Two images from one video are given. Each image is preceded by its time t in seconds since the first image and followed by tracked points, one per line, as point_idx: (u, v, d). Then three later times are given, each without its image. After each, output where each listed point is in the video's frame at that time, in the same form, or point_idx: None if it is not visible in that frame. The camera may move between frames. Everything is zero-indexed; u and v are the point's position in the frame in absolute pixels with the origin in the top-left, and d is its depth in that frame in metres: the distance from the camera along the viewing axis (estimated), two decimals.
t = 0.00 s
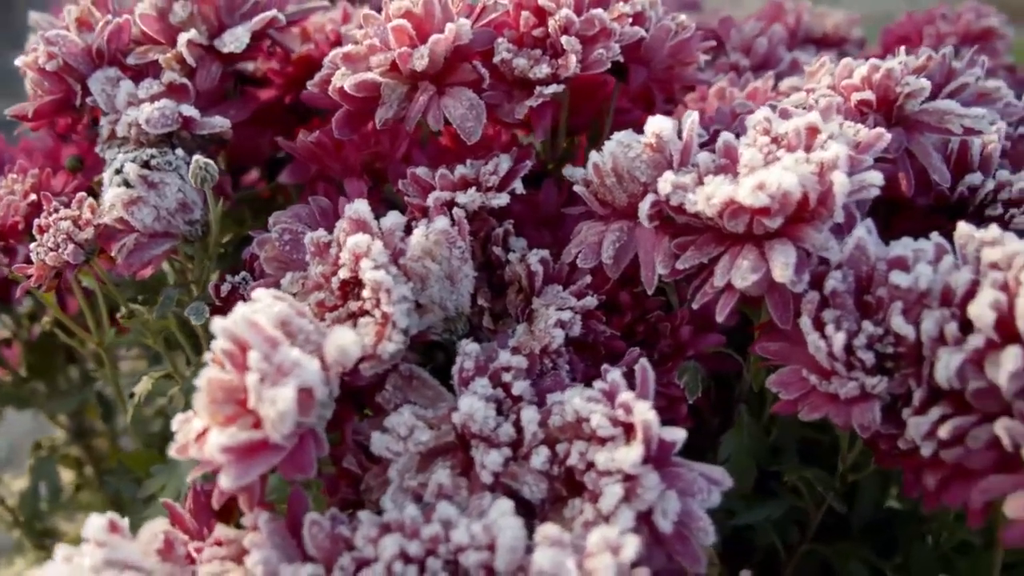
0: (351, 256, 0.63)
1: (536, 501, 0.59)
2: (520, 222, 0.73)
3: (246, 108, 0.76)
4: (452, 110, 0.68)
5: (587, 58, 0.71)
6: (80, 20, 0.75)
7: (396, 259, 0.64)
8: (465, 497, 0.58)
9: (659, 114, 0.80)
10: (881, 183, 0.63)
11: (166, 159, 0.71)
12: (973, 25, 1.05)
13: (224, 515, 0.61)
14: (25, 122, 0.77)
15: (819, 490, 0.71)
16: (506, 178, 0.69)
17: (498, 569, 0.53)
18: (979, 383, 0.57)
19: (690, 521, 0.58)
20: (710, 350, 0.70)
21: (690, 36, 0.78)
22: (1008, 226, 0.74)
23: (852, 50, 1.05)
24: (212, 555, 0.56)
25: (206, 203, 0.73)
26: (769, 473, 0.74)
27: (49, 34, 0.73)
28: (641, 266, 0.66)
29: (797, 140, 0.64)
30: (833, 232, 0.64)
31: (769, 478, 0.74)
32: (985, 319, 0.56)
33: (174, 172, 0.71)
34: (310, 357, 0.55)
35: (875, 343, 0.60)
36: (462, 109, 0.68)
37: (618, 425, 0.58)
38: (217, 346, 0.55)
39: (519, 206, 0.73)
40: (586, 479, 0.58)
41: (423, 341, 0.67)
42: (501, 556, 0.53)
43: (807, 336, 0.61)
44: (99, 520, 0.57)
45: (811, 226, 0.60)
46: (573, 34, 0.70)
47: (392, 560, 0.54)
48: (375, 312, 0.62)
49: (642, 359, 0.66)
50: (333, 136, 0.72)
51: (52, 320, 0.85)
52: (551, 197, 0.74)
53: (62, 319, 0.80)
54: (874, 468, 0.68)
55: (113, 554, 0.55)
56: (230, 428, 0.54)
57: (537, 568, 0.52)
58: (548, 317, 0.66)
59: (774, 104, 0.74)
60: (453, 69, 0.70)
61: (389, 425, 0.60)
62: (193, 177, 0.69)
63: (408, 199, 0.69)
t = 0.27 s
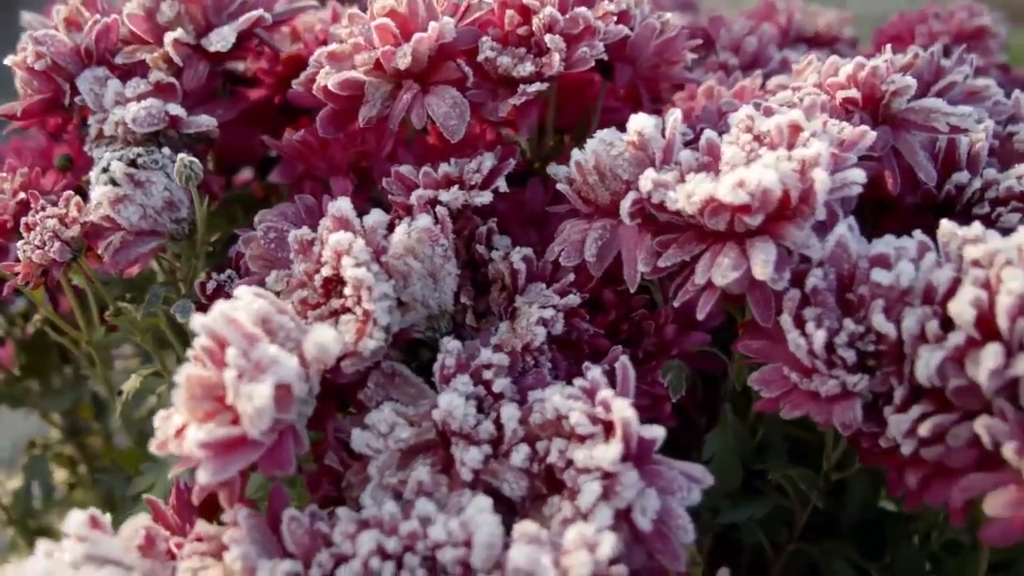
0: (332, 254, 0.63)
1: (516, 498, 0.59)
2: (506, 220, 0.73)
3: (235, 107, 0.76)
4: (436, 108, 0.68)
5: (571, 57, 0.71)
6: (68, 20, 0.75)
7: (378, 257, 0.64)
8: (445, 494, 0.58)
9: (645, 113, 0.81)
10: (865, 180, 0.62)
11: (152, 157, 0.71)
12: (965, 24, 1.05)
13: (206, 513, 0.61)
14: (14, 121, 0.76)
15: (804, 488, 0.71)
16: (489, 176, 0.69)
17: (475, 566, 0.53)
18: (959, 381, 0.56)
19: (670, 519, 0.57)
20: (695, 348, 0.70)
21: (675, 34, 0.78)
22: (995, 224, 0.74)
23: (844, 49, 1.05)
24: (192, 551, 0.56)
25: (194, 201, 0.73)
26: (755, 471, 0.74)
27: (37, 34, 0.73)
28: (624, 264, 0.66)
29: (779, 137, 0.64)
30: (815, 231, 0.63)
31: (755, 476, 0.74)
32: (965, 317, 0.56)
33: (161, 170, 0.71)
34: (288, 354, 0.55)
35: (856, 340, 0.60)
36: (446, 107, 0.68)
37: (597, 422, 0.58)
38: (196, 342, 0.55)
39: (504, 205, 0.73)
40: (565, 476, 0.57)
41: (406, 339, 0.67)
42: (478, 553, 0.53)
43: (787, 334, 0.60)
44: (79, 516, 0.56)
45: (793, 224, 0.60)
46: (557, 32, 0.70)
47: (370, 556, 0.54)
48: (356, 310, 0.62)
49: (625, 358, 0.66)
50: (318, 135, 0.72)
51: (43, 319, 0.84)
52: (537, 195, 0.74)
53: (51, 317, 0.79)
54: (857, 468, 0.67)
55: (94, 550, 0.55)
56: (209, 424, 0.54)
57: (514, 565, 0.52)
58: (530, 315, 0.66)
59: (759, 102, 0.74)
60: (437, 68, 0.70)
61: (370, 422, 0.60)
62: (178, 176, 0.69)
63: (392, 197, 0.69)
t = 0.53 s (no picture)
0: (324, 252, 0.64)
1: (506, 494, 0.60)
2: (500, 219, 0.73)
3: (230, 107, 0.77)
4: (428, 107, 0.69)
5: (562, 55, 0.71)
6: (65, 22, 0.76)
7: (370, 254, 0.65)
8: (435, 490, 0.59)
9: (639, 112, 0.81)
10: (853, 177, 0.63)
11: (147, 157, 0.71)
12: (962, 22, 1.05)
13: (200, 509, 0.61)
14: (13, 122, 0.77)
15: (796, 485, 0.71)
16: (481, 175, 0.70)
17: (463, 560, 0.53)
18: (947, 376, 0.56)
19: (658, 514, 0.58)
20: (686, 345, 0.70)
21: (667, 33, 0.78)
22: (988, 221, 0.74)
23: (841, 48, 1.05)
24: (185, 545, 0.57)
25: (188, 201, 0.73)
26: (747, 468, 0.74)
27: (35, 35, 0.74)
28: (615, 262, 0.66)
29: (769, 134, 0.64)
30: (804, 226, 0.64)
31: (747, 473, 0.74)
32: (953, 312, 0.56)
33: (156, 170, 0.71)
34: (279, 350, 0.56)
35: (845, 336, 0.60)
36: (437, 106, 0.69)
37: (586, 418, 0.58)
38: (188, 338, 0.56)
39: (496, 203, 0.73)
40: (554, 472, 0.58)
41: (398, 336, 0.67)
42: (466, 547, 0.53)
43: (776, 330, 0.61)
44: (73, 510, 0.56)
45: (782, 221, 0.60)
46: (549, 31, 0.71)
47: (359, 550, 0.54)
48: (348, 307, 0.63)
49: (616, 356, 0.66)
50: (312, 134, 0.73)
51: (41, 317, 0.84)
52: (529, 193, 0.75)
53: (50, 315, 0.80)
54: (849, 465, 0.68)
55: (87, 543, 0.55)
56: (200, 420, 0.54)
57: (502, 559, 0.53)
58: (521, 312, 0.66)
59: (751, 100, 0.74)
60: (429, 67, 0.71)
61: (361, 418, 0.61)
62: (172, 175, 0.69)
63: (385, 195, 0.70)
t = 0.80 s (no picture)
0: (314, 251, 0.65)
1: (492, 490, 0.60)
2: (490, 219, 0.74)
3: (226, 109, 0.78)
4: (418, 108, 0.70)
5: (551, 57, 0.72)
6: (63, 24, 0.77)
7: (360, 254, 0.65)
8: (421, 485, 0.60)
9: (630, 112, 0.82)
10: (837, 176, 0.63)
11: (143, 158, 0.72)
12: (957, 23, 1.06)
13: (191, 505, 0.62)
14: (12, 124, 0.78)
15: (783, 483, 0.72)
16: (470, 175, 0.71)
17: (446, 554, 0.54)
18: (928, 374, 0.57)
19: (642, 511, 0.58)
20: (675, 344, 0.71)
21: (657, 34, 0.79)
22: (976, 220, 0.74)
23: (836, 48, 1.06)
24: (175, 539, 0.58)
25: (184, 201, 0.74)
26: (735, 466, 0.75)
27: (34, 38, 0.75)
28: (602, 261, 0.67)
29: (754, 134, 0.64)
30: (788, 226, 0.64)
31: (735, 472, 0.75)
32: (933, 310, 0.56)
33: (152, 171, 0.72)
34: (266, 347, 0.56)
35: (828, 335, 0.61)
36: (427, 107, 0.69)
37: (570, 415, 0.59)
38: (179, 335, 0.57)
39: (487, 203, 0.73)
40: (538, 468, 0.58)
41: (388, 334, 0.68)
42: (449, 541, 0.54)
43: (759, 328, 0.61)
44: (65, 505, 0.57)
45: (765, 220, 0.60)
46: (539, 32, 0.71)
47: (344, 544, 0.55)
48: (337, 305, 0.63)
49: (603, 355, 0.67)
50: (304, 136, 0.73)
51: (40, 317, 0.86)
52: (520, 194, 0.75)
53: (49, 315, 0.81)
54: (835, 464, 0.68)
55: (78, 537, 0.56)
56: (189, 415, 0.55)
57: (483, 554, 0.53)
58: (509, 311, 0.67)
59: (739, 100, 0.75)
60: (420, 69, 0.71)
61: (349, 415, 0.62)
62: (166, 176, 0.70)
63: (375, 196, 0.71)
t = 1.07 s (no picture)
0: (297, 252, 0.66)
1: (469, 486, 0.61)
2: (474, 220, 0.75)
3: (215, 114, 0.79)
4: (400, 111, 0.71)
5: (533, 60, 0.73)
6: (55, 30, 0.79)
7: (342, 254, 0.67)
8: (399, 482, 0.61)
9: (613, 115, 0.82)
10: (812, 177, 0.64)
11: (133, 161, 0.73)
12: (945, 25, 1.07)
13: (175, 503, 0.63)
14: (6, 127, 0.80)
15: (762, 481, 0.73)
16: (452, 177, 0.72)
17: (421, 549, 0.55)
18: (898, 372, 0.57)
19: (616, 507, 0.59)
20: (655, 343, 0.72)
21: (639, 37, 0.80)
22: (956, 220, 0.75)
23: (824, 51, 1.06)
24: (157, 534, 0.59)
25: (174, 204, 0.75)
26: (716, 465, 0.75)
27: (26, 43, 0.77)
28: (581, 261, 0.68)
29: (730, 136, 0.65)
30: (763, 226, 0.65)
31: (716, 470, 0.76)
32: (903, 308, 0.57)
33: (141, 173, 0.73)
34: (245, 345, 0.58)
35: (801, 333, 0.61)
36: (410, 110, 0.71)
37: (545, 413, 0.60)
38: (161, 334, 0.58)
39: (470, 205, 0.75)
40: (514, 465, 0.59)
41: (371, 334, 0.69)
42: (424, 536, 0.55)
43: (732, 327, 0.62)
44: (51, 501, 0.58)
45: (740, 220, 0.61)
46: (520, 36, 0.72)
47: (322, 539, 0.56)
48: (318, 305, 0.64)
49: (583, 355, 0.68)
50: (290, 139, 0.75)
51: (35, 318, 0.87)
52: (503, 196, 0.77)
53: (42, 315, 0.83)
54: (812, 462, 0.69)
55: (63, 531, 0.57)
56: (170, 412, 0.57)
57: (457, 549, 0.54)
58: (489, 311, 0.68)
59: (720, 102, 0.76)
60: (403, 73, 0.73)
61: (330, 412, 0.63)
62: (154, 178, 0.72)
63: (359, 197, 0.72)
